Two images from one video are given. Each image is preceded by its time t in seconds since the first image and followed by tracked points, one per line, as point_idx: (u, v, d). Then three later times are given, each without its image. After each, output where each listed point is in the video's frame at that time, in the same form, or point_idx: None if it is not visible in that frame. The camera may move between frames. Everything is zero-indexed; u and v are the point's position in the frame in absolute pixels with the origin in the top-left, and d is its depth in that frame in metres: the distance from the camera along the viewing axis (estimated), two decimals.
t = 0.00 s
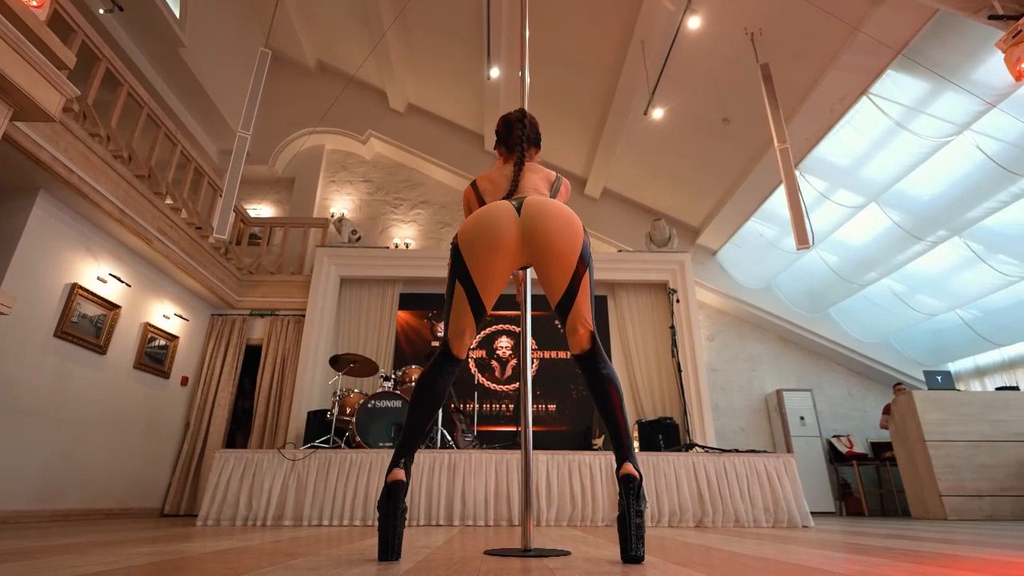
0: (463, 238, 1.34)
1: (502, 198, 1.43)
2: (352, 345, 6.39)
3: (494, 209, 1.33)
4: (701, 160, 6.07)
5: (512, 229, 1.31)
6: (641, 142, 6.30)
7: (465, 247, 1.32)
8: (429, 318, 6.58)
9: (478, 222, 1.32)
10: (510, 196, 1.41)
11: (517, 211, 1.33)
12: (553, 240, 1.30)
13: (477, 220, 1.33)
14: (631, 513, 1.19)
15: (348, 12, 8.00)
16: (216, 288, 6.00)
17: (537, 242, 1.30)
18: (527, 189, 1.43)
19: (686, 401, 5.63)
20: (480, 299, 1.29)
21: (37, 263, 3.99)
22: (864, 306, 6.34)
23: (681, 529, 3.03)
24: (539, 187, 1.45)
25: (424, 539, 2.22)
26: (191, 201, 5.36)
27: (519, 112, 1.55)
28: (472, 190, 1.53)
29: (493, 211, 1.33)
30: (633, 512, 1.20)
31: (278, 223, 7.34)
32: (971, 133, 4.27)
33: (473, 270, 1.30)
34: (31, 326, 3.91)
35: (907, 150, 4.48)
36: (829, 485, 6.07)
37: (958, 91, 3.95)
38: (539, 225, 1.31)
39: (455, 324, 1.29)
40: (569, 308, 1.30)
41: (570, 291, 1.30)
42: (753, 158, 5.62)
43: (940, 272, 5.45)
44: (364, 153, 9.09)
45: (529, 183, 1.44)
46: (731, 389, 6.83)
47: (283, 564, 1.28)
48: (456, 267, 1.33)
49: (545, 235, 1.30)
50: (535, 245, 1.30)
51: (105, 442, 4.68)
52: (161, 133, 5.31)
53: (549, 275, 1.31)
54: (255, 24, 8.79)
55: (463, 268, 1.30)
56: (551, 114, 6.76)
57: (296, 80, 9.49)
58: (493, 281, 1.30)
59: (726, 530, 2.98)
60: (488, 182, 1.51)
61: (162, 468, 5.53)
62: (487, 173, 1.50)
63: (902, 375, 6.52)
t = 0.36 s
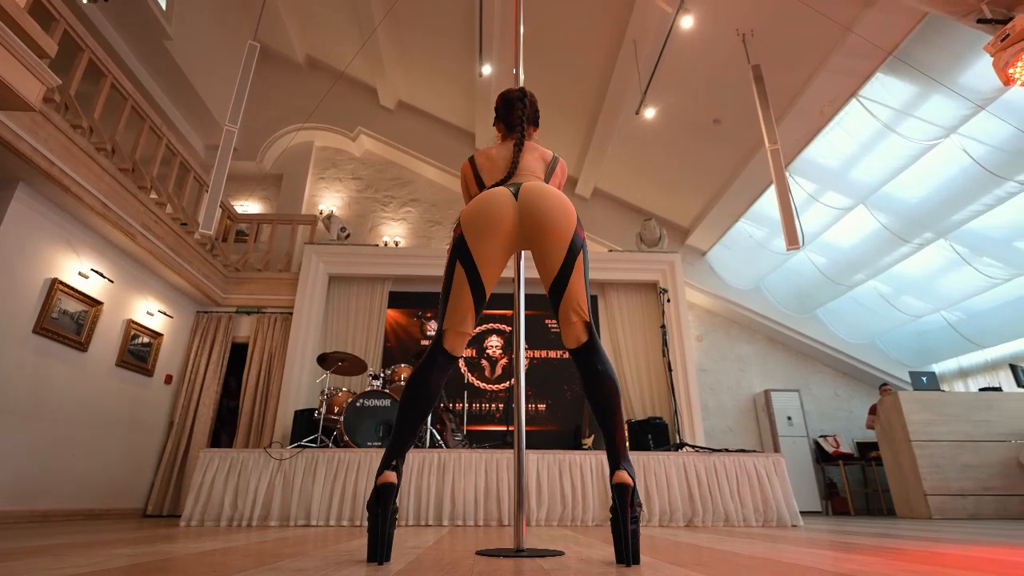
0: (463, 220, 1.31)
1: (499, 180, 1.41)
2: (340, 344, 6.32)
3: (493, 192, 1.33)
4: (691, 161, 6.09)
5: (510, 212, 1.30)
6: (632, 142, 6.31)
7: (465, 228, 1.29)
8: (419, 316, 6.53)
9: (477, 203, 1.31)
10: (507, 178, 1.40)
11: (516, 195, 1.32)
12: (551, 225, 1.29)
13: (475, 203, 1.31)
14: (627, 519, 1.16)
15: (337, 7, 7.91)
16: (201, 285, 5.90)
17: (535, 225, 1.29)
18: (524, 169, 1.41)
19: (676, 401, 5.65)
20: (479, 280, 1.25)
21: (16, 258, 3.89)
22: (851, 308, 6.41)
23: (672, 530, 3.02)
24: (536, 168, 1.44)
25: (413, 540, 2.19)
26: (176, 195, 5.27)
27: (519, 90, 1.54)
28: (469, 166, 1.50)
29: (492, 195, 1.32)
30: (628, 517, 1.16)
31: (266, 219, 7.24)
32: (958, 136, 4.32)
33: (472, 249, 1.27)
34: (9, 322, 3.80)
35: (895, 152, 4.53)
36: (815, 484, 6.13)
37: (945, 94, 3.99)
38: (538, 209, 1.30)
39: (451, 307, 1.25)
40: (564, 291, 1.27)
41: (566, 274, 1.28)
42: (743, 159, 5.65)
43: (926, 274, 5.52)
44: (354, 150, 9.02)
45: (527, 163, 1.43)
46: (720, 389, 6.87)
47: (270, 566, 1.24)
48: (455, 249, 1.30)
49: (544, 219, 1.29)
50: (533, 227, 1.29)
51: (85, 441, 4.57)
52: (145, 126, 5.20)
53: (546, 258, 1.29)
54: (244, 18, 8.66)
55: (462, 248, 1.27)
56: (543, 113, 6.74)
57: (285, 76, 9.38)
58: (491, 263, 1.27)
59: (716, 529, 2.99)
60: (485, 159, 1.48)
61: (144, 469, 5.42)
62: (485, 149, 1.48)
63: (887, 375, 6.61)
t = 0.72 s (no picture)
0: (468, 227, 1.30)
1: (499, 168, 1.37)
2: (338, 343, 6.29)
3: (494, 199, 1.31)
4: (691, 161, 6.08)
5: (510, 222, 1.28)
6: (631, 142, 6.30)
7: (469, 236, 1.28)
8: (417, 316, 6.51)
9: (480, 210, 1.30)
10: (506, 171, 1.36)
11: (515, 205, 1.30)
12: (550, 234, 1.26)
13: (475, 212, 1.30)
14: (633, 519, 1.14)
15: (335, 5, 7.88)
16: (198, 284, 5.86)
17: (532, 235, 1.26)
18: (525, 158, 1.37)
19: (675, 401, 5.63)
20: (481, 291, 1.24)
21: (10, 256, 3.84)
22: (849, 308, 6.42)
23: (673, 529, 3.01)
24: (536, 150, 1.40)
25: (412, 541, 2.17)
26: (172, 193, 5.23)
27: (524, 65, 1.48)
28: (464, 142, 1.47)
29: (494, 202, 1.31)
30: (635, 517, 1.14)
31: (263, 218, 7.20)
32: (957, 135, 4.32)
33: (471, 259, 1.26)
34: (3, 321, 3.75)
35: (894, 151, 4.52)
36: (814, 484, 6.14)
37: (944, 93, 3.98)
38: (536, 218, 1.27)
39: (455, 311, 1.23)
40: (564, 297, 1.25)
41: (564, 282, 1.24)
42: (742, 159, 5.64)
43: (924, 274, 5.52)
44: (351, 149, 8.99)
45: (527, 148, 1.38)
46: (718, 389, 6.87)
47: (269, 568, 1.22)
48: (460, 257, 1.28)
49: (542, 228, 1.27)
50: (531, 238, 1.26)
51: (80, 441, 4.52)
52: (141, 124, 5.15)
53: (544, 268, 1.27)
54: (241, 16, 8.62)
55: (464, 258, 1.26)
56: (542, 113, 6.72)
57: (282, 75, 9.34)
58: (493, 272, 1.25)
59: (717, 529, 2.97)
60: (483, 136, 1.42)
61: (140, 469, 5.38)
62: (486, 123, 1.42)
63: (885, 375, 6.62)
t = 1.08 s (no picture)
0: (484, 229, 1.23)
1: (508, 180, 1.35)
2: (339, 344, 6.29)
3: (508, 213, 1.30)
4: (692, 161, 6.07)
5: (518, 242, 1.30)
6: (632, 142, 6.30)
7: (487, 242, 1.23)
8: (418, 317, 6.52)
9: (500, 221, 1.26)
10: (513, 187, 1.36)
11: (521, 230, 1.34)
12: (535, 271, 1.37)
13: (491, 218, 1.25)
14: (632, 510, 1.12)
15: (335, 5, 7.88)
16: (199, 285, 5.86)
17: (524, 265, 1.34)
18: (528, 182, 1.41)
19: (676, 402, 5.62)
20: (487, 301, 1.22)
21: (12, 258, 3.85)
22: (850, 308, 6.41)
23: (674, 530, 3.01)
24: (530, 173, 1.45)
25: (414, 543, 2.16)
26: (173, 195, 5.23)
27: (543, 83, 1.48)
28: (485, 103, 1.33)
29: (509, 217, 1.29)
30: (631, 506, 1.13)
31: (264, 219, 7.20)
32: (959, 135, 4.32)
33: (490, 261, 1.22)
34: (4, 323, 3.76)
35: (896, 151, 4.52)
36: (816, 485, 6.13)
37: (947, 93, 3.97)
38: (528, 255, 1.36)
39: (462, 318, 1.19)
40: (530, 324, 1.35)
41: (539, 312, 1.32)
42: (743, 159, 5.64)
43: (926, 274, 5.51)
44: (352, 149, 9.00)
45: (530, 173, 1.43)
46: (720, 389, 6.86)
47: (271, 571, 1.21)
48: (472, 259, 1.21)
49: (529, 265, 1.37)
50: (517, 268, 1.34)
51: (81, 442, 4.53)
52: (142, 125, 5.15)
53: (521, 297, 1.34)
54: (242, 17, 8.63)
55: (479, 265, 1.21)
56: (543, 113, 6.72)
57: (283, 75, 9.34)
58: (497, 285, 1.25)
59: (720, 531, 2.97)
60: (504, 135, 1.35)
61: (142, 470, 5.38)
62: (512, 124, 1.36)
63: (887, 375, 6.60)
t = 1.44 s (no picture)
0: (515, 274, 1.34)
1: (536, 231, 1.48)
2: (347, 346, 6.36)
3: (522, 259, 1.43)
4: (696, 162, 6.07)
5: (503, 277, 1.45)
6: (636, 143, 6.31)
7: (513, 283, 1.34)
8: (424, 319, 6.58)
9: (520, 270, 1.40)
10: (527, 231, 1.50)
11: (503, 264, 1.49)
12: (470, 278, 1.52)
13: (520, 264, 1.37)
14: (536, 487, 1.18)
15: (341, 11, 7.96)
16: (209, 289, 5.95)
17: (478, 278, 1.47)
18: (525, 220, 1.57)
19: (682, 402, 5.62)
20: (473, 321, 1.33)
21: (27, 265, 3.93)
22: (858, 307, 6.38)
23: (680, 530, 3.02)
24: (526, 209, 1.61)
25: (420, 544, 2.20)
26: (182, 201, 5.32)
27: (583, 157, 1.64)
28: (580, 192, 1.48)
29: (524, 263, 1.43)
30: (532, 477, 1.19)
31: (272, 224, 7.29)
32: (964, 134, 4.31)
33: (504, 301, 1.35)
34: (21, 329, 3.84)
35: (901, 151, 4.51)
36: (825, 484, 6.10)
37: (953, 93, 3.97)
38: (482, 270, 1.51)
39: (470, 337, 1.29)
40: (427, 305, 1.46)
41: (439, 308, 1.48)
42: (748, 158, 5.63)
43: (934, 272, 5.47)
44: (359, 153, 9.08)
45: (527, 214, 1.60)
46: (727, 389, 6.85)
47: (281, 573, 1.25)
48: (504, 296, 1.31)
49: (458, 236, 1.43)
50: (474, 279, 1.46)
51: (96, 445, 4.61)
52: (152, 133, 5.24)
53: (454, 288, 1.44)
54: (248, 24, 8.74)
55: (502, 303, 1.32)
56: (547, 115, 6.75)
57: (289, 81, 9.44)
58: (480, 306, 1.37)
59: (725, 531, 2.98)
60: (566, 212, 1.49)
61: (154, 473, 5.46)
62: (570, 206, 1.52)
63: (895, 374, 6.57)
